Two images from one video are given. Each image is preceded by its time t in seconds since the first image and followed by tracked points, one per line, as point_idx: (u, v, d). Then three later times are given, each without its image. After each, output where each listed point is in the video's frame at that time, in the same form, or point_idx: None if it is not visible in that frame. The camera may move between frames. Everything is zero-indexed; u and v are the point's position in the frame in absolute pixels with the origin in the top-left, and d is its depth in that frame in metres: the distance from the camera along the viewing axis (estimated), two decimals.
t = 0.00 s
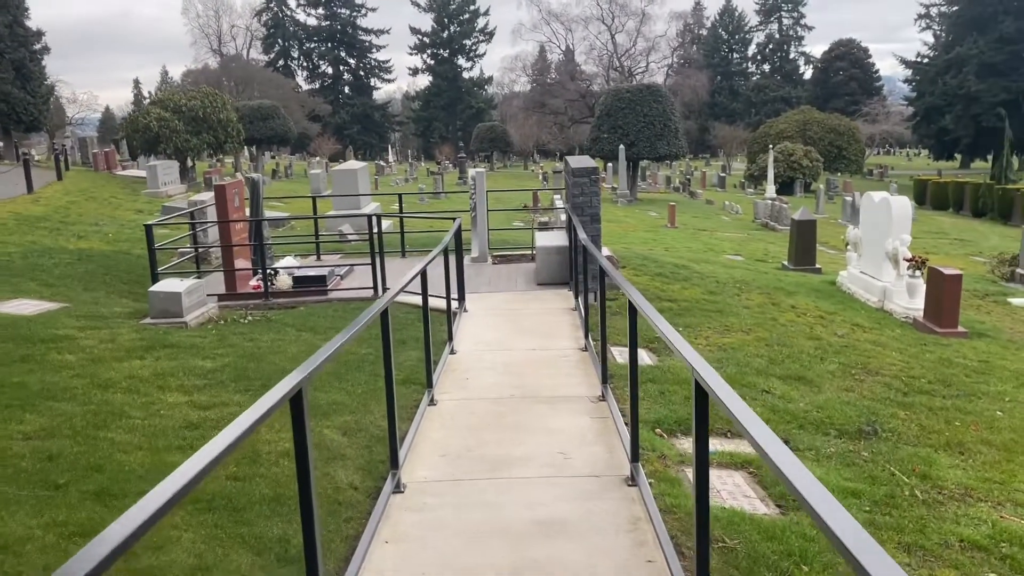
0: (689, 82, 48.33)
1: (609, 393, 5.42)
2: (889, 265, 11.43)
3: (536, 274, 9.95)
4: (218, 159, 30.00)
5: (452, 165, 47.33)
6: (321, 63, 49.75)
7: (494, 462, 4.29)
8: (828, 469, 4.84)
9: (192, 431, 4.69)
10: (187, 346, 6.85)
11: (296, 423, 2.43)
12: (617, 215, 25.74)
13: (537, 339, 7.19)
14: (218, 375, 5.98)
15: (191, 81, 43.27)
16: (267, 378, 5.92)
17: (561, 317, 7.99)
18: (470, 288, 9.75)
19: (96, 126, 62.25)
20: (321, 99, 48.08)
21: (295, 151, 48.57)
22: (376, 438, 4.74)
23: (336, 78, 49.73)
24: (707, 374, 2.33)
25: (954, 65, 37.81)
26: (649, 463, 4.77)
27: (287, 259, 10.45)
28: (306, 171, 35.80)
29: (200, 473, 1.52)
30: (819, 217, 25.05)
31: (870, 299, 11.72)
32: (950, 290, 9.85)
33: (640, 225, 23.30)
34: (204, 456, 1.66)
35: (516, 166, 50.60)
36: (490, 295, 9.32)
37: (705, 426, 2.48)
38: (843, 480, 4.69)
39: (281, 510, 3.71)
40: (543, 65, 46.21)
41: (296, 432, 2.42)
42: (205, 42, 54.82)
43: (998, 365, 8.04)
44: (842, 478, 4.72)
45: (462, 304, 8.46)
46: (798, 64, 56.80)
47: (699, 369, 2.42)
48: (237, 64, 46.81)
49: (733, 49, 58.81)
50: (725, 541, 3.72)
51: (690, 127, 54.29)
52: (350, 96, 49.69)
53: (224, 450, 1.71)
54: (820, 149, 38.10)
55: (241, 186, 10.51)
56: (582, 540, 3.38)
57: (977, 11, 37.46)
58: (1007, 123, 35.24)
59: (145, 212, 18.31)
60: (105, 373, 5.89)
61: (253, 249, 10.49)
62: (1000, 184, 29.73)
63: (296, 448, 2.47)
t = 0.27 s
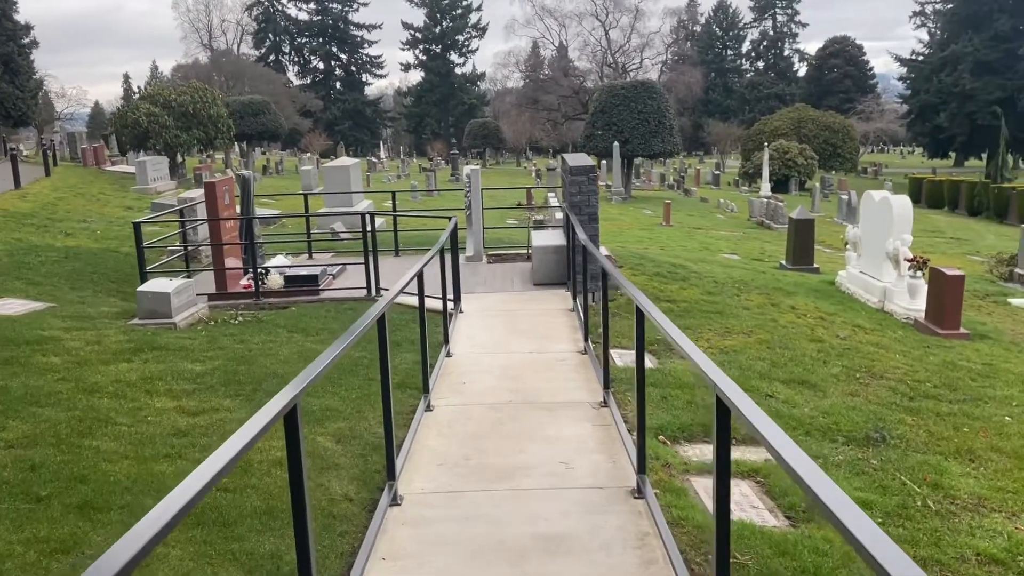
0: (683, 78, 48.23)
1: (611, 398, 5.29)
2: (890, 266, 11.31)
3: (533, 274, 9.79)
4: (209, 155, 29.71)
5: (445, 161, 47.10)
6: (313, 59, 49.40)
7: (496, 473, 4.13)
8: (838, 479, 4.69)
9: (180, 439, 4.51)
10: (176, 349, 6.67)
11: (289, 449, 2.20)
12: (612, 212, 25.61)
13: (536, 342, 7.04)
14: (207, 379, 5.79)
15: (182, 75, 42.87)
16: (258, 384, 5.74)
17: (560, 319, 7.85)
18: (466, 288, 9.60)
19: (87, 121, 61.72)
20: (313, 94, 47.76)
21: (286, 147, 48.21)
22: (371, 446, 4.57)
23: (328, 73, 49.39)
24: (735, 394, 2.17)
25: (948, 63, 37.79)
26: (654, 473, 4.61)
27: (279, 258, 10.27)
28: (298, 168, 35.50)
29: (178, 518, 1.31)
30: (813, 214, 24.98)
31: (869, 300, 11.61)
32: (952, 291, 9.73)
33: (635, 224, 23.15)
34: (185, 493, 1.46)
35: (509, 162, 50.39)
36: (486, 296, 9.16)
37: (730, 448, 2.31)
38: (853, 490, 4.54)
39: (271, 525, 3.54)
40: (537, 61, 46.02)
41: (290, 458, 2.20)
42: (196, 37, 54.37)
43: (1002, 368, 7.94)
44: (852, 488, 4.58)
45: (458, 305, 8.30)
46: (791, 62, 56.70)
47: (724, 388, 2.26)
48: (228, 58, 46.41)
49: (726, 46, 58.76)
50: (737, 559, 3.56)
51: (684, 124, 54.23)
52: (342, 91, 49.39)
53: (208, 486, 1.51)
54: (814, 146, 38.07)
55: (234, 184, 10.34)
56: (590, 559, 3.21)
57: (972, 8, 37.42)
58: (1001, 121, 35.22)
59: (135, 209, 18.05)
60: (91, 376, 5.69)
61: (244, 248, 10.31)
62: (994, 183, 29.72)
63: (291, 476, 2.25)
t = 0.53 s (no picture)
0: (678, 76, 48.14)
1: (613, 401, 5.17)
2: (889, 264, 11.24)
3: (531, 272, 9.68)
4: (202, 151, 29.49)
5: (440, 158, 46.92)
6: (308, 55, 49.14)
7: (496, 479, 4.00)
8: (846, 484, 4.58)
9: (169, 442, 4.37)
10: (167, 348, 6.52)
11: (281, 466, 2.05)
12: (608, 210, 25.51)
13: (535, 342, 6.92)
14: (198, 380, 5.64)
15: (175, 71, 42.54)
16: (251, 384, 5.60)
17: (558, 318, 7.74)
18: (462, 286, 9.48)
19: (80, 116, 61.34)
20: (307, 90, 47.51)
21: (280, 143, 47.96)
22: (367, 450, 4.44)
23: (322, 69, 49.14)
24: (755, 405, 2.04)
25: (942, 62, 37.80)
26: (657, 477, 4.50)
27: (273, 255, 10.11)
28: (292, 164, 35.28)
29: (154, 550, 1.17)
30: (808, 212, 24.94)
31: (868, 298, 11.53)
32: (953, 290, 9.65)
33: (631, 221, 23.04)
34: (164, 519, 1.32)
35: (504, 159, 50.25)
36: (483, 294, 9.03)
37: (749, 459, 2.19)
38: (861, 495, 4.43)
39: (262, 533, 3.41)
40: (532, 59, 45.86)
41: (281, 475, 2.05)
42: (190, 32, 54.05)
43: (1004, 368, 7.87)
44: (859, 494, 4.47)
45: (455, 304, 8.17)
46: (786, 60, 56.69)
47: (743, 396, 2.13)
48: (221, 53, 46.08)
49: (721, 44, 58.70)
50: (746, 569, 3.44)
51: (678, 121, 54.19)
52: (336, 88, 49.17)
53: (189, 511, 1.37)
54: (809, 144, 38.05)
55: (225, 180, 10.14)
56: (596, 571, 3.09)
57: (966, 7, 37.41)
58: (995, 120, 35.24)
59: (127, 204, 17.87)
60: (78, 377, 5.53)
61: (236, 244, 10.15)
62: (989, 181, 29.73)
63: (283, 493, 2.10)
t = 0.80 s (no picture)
0: (677, 72, 47.96)
1: (618, 406, 5.03)
2: (894, 262, 11.11)
3: (532, 271, 9.53)
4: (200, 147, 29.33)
5: (439, 154, 46.75)
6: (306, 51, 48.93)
7: (498, 490, 3.87)
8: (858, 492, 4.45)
9: (160, 451, 4.23)
10: (161, 350, 6.37)
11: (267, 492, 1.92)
12: (607, 206, 25.37)
13: (537, 343, 6.78)
14: (192, 385, 5.49)
15: (172, 67, 42.33)
16: (246, 388, 5.45)
17: (560, 318, 7.60)
18: (462, 285, 9.34)
19: (78, 113, 61.10)
20: (306, 87, 47.31)
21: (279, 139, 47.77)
22: (365, 459, 4.30)
23: (321, 65, 48.95)
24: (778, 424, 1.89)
25: (942, 57, 37.60)
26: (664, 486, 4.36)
27: (270, 253, 9.96)
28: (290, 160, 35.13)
29: None
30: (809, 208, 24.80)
31: (872, 296, 11.40)
32: (959, 288, 9.51)
33: (631, 218, 22.91)
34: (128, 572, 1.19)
35: (503, 156, 50.11)
36: (484, 293, 8.89)
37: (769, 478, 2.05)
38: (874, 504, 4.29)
39: (255, 549, 3.27)
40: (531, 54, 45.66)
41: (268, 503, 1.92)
42: (189, 29, 53.84)
43: (1013, 369, 7.73)
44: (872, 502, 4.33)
45: (455, 304, 8.02)
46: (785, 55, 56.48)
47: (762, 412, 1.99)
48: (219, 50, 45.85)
49: (720, 40, 58.49)
50: None
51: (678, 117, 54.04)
52: (335, 84, 49.00)
53: (155, 562, 1.24)
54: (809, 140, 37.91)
55: (222, 177, 9.96)
56: None
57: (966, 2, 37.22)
58: (995, 115, 35.04)
59: (124, 202, 17.73)
60: (68, 382, 5.35)
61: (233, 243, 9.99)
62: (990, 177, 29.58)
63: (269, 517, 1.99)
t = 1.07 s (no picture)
0: (677, 68, 47.70)
1: (624, 416, 4.83)
2: (902, 262, 10.89)
3: (533, 272, 9.33)
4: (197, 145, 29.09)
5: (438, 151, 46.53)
6: (304, 48, 48.66)
7: (500, 509, 3.67)
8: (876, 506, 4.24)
9: (144, 468, 4.03)
10: (150, 357, 6.18)
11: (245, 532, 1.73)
12: (608, 204, 25.17)
13: (539, 348, 6.58)
14: (181, 394, 5.29)
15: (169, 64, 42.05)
16: (237, 398, 5.26)
17: (563, 321, 7.40)
18: (461, 287, 9.14)
19: (75, 112, 60.80)
20: (304, 84, 47.06)
21: (277, 137, 47.53)
22: (360, 475, 4.11)
23: (319, 62, 48.69)
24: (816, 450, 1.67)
25: (944, 53, 37.33)
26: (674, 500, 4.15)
27: (265, 255, 9.75)
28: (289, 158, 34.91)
29: None
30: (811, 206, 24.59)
31: (879, 297, 11.19)
32: (969, 289, 9.31)
33: (632, 216, 22.70)
34: None
35: (502, 153, 49.88)
36: (484, 296, 8.69)
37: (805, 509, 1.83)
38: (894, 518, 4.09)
39: None
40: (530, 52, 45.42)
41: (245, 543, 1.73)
42: (186, 26, 53.52)
43: None
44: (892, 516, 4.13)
45: (455, 308, 7.82)
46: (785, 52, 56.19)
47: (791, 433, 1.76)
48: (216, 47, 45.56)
49: (720, 37, 58.22)
50: None
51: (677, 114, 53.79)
52: (333, 81, 48.76)
53: None
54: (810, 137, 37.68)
55: (215, 177, 9.77)
56: None
57: None
58: (997, 111, 34.78)
59: (119, 201, 17.52)
60: (53, 392, 5.16)
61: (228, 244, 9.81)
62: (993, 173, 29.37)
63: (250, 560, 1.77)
